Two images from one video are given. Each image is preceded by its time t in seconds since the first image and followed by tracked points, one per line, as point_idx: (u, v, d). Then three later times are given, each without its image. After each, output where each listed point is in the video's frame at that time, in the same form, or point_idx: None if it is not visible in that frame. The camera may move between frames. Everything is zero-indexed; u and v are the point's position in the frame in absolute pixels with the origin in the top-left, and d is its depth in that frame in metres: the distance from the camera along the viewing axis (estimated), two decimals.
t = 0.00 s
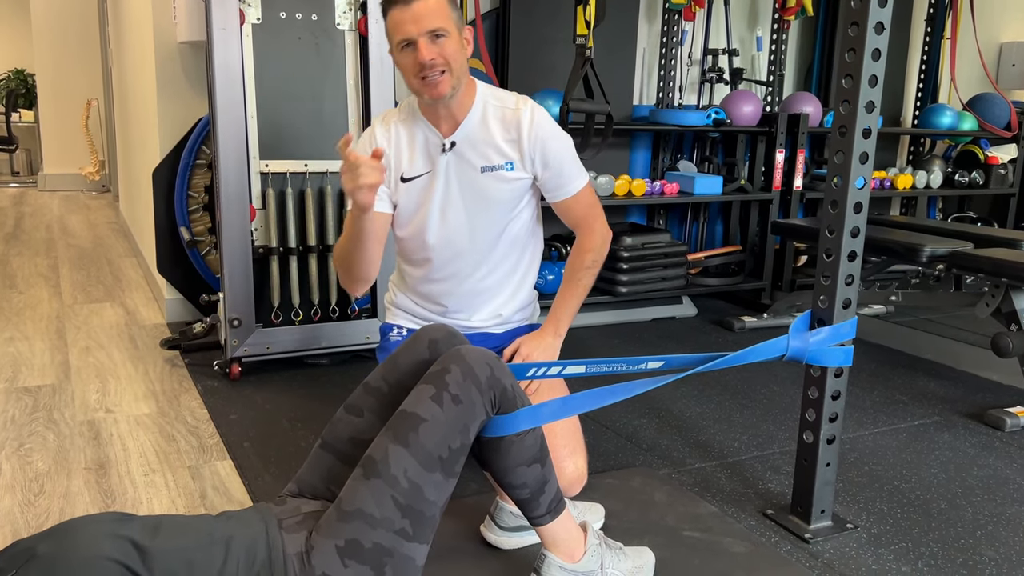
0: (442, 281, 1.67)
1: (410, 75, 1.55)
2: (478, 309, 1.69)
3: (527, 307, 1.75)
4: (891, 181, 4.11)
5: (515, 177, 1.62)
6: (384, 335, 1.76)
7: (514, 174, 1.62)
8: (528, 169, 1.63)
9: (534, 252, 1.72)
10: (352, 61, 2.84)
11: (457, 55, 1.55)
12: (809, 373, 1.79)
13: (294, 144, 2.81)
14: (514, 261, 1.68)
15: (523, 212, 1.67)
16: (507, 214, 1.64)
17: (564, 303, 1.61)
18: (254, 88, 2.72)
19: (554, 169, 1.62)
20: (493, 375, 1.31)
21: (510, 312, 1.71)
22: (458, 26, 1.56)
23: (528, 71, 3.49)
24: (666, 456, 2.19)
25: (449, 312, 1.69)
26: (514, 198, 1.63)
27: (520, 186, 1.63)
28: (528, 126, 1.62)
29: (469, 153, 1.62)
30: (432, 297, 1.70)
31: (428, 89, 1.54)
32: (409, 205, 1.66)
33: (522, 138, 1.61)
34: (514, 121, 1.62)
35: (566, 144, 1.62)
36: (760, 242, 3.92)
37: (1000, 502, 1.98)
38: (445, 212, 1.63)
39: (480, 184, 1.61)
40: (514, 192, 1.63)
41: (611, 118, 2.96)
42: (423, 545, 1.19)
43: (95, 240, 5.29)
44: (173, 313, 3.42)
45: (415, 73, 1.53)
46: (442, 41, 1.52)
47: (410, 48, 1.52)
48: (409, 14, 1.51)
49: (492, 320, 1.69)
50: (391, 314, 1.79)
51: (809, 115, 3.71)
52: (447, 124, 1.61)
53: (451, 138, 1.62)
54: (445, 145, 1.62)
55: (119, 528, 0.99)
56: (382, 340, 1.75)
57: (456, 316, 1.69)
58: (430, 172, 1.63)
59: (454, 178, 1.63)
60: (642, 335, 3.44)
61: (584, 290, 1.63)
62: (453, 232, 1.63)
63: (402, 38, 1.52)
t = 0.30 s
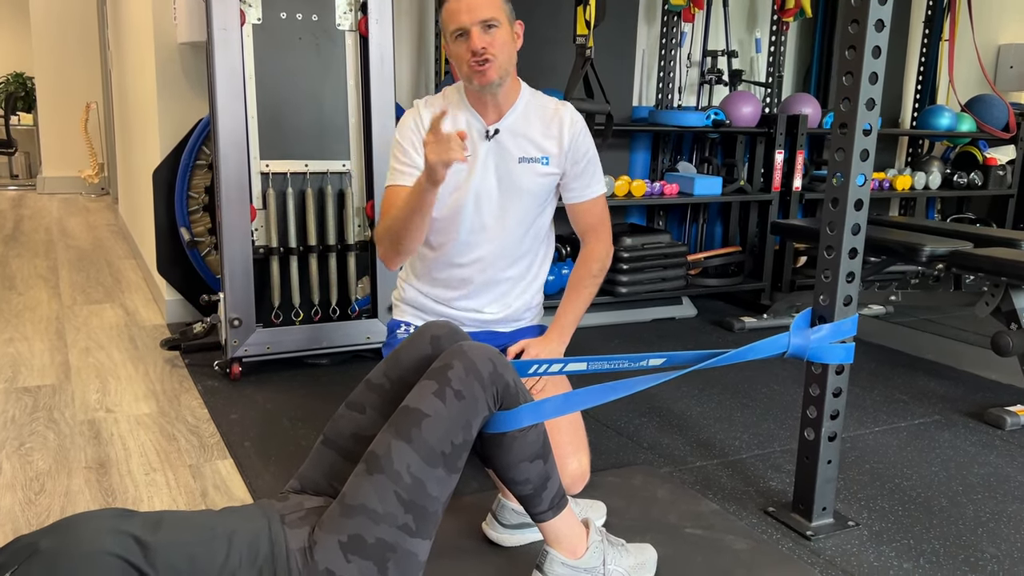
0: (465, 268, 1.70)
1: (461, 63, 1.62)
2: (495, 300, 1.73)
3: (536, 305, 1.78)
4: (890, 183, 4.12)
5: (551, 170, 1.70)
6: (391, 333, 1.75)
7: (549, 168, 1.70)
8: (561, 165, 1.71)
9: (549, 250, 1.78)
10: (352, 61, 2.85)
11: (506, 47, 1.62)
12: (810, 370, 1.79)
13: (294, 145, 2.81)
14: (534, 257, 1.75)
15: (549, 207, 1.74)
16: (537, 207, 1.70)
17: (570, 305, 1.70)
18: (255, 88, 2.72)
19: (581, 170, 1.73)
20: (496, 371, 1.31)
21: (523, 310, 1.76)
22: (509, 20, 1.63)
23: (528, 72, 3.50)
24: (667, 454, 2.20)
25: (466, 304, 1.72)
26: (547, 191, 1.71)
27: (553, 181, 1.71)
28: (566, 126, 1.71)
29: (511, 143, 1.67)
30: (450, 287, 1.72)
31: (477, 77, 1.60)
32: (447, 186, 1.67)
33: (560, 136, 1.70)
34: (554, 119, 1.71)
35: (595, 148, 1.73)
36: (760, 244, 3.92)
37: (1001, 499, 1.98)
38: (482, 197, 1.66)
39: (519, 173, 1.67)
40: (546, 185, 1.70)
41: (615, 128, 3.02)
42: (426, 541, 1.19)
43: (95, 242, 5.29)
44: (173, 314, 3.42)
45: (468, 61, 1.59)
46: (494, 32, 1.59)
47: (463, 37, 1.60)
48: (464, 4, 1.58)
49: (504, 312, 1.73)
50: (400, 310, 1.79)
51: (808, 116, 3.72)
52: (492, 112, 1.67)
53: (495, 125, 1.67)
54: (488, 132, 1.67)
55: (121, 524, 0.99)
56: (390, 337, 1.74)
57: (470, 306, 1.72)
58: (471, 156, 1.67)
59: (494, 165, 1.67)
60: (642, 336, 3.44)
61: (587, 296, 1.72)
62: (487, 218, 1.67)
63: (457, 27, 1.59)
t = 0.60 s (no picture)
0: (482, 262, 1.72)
1: (492, 67, 1.64)
2: (509, 293, 1.76)
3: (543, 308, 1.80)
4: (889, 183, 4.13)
5: (572, 170, 1.73)
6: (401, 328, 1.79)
7: (569, 167, 1.73)
8: (580, 166, 1.75)
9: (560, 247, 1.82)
10: (354, 61, 2.85)
11: (537, 53, 1.64)
12: (814, 366, 1.79)
13: (295, 144, 2.81)
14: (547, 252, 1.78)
15: (565, 205, 1.78)
16: (556, 204, 1.74)
17: (579, 302, 1.71)
18: (257, 87, 2.72)
19: (597, 172, 1.77)
20: (501, 364, 1.31)
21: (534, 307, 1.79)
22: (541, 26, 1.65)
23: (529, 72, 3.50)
24: (671, 452, 2.20)
25: (479, 297, 1.74)
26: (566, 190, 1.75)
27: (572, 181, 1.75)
28: (587, 128, 1.75)
29: (535, 142, 1.70)
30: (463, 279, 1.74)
31: (508, 82, 1.63)
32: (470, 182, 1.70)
33: (581, 136, 1.74)
34: (576, 120, 1.75)
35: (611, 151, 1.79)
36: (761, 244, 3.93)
37: (1004, 496, 1.98)
38: (505, 193, 1.70)
39: (541, 172, 1.70)
40: (566, 184, 1.74)
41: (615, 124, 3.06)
42: (431, 534, 1.19)
43: (95, 244, 5.29)
44: (174, 315, 3.41)
45: (500, 70, 1.62)
46: (526, 40, 1.61)
47: (495, 44, 1.62)
48: (497, 12, 1.60)
49: (516, 306, 1.76)
50: (410, 307, 1.82)
51: (808, 116, 3.74)
52: (517, 111, 1.69)
53: (521, 124, 1.69)
54: (514, 130, 1.69)
55: (126, 518, 0.99)
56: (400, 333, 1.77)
57: (483, 299, 1.74)
58: (496, 152, 1.69)
59: (517, 161, 1.70)
60: (643, 336, 3.44)
61: (595, 296, 1.74)
62: (508, 213, 1.70)
63: (490, 35, 1.61)
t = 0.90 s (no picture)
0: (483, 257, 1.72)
1: (501, 61, 1.65)
2: (513, 291, 1.76)
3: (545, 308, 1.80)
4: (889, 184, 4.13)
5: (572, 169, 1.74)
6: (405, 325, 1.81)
7: (570, 165, 1.74)
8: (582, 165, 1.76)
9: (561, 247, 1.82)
10: (355, 62, 2.85)
11: (546, 49, 1.66)
12: (817, 362, 1.79)
13: (296, 144, 2.81)
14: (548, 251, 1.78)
15: (566, 203, 1.78)
16: (556, 201, 1.74)
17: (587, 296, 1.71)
18: (258, 87, 2.72)
19: (599, 172, 1.78)
20: (507, 359, 1.31)
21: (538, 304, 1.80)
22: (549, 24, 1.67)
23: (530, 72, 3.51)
24: (674, 450, 2.20)
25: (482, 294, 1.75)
26: (567, 188, 1.75)
27: (573, 178, 1.75)
28: (588, 127, 1.76)
29: (535, 138, 1.71)
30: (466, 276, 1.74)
31: (516, 75, 1.64)
32: (471, 175, 1.70)
33: (583, 134, 1.75)
34: (577, 117, 1.75)
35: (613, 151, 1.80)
36: (761, 245, 3.94)
37: (1007, 493, 1.98)
38: (506, 189, 1.70)
39: (543, 168, 1.71)
40: (568, 181, 1.74)
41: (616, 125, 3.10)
42: (438, 529, 1.19)
43: (94, 247, 5.29)
44: (175, 316, 3.41)
45: (508, 62, 1.63)
46: (535, 35, 1.63)
47: (505, 37, 1.63)
48: (509, 6, 1.62)
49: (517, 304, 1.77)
50: (413, 306, 1.84)
51: (808, 117, 3.74)
52: (520, 107, 1.70)
53: (522, 120, 1.70)
54: (515, 125, 1.70)
55: (132, 513, 0.99)
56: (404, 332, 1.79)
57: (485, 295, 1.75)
58: (497, 147, 1.70)
59: (518, 157, 1.70)
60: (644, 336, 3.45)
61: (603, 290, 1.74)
62: (510, 209, 1.71)
63: (500, 27, 1.62)
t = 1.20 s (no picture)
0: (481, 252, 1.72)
1: (496, 66, 1.64)
2: (511, 288, 1.77)
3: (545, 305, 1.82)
4: (889, 186, 4.14)
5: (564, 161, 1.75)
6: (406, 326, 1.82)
7: (561, 157, 1.74)
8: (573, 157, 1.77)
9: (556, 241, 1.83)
10: (358, 64, 2.86)
11: (540, 54, 1.67)
12: (821, 360, 1.80)
13: (299, 146, 2.82)
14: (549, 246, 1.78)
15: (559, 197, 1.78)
16: (550, 195, 1.75)
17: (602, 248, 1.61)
18: (261, 89, 2.73)
19: (590, 167, 1.79)
20: (513, 356, 1.31)
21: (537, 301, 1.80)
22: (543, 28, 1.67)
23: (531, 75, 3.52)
24: (677, 450, 2.20)
25: (482, 292, 1.75)
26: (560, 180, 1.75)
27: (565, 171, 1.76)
28: (577, 121, 1.77)
29: (527, 132, 1.72)
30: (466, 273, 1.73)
31: (513, 81, 1.65)
32: (466, 171, 1.71)
33: (571, 128, 1.76)
34: (565, 113, 1.77)
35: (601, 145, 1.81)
36: (761, 247, 3.94)
37: (1010, 491, 1.99)
38: (501, 182, 1.71)
39: (536, 160, 1.72)
40: (560, 174, 1.75)
41: (618, 126, 3.12)
42: (445, 525, 1.19)
43: (95, 250, 5.29)
44: (177, 318, 3.41)
45: (506, 69, 1.64)
46: (532, 43, 1.63)
47: (503, 44, 1.62)
48: (507, 15, 1.61)
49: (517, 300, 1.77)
50: (414, 306, 1.83)
51: (807, 119, 3.74)
52: (509, 103, 1.71)
53: (512, 114, 1.71)
54: (506, 120, 1.71)
55: (141, 509, 0.98)
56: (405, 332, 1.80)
57: (485, 293, 1.75)
58: (489, 142, 1.71)
59: (511, 150, 1.71)
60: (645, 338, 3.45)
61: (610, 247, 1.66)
62: (506, 203, 1.72)
63: (498, 36, 1.61)
